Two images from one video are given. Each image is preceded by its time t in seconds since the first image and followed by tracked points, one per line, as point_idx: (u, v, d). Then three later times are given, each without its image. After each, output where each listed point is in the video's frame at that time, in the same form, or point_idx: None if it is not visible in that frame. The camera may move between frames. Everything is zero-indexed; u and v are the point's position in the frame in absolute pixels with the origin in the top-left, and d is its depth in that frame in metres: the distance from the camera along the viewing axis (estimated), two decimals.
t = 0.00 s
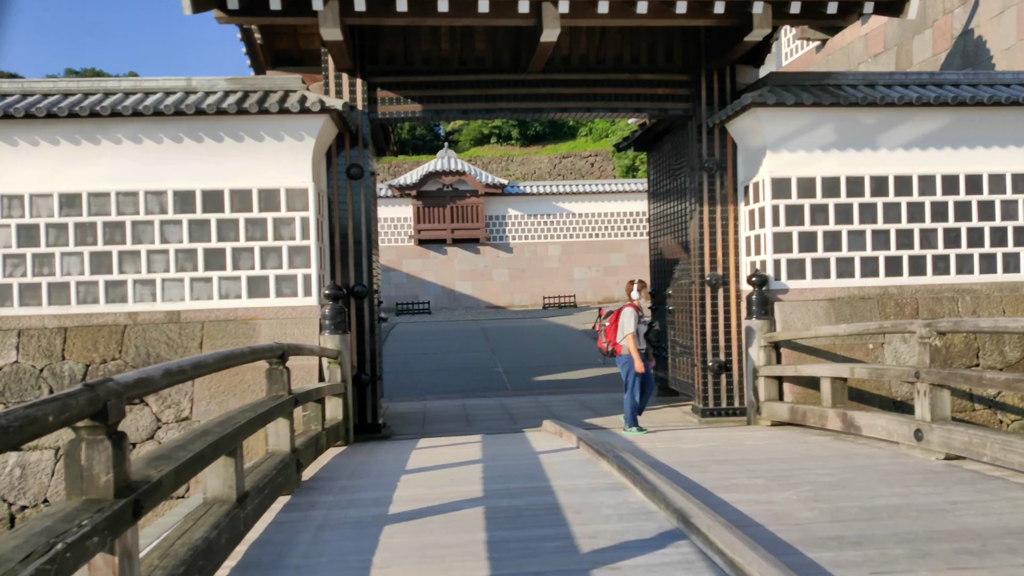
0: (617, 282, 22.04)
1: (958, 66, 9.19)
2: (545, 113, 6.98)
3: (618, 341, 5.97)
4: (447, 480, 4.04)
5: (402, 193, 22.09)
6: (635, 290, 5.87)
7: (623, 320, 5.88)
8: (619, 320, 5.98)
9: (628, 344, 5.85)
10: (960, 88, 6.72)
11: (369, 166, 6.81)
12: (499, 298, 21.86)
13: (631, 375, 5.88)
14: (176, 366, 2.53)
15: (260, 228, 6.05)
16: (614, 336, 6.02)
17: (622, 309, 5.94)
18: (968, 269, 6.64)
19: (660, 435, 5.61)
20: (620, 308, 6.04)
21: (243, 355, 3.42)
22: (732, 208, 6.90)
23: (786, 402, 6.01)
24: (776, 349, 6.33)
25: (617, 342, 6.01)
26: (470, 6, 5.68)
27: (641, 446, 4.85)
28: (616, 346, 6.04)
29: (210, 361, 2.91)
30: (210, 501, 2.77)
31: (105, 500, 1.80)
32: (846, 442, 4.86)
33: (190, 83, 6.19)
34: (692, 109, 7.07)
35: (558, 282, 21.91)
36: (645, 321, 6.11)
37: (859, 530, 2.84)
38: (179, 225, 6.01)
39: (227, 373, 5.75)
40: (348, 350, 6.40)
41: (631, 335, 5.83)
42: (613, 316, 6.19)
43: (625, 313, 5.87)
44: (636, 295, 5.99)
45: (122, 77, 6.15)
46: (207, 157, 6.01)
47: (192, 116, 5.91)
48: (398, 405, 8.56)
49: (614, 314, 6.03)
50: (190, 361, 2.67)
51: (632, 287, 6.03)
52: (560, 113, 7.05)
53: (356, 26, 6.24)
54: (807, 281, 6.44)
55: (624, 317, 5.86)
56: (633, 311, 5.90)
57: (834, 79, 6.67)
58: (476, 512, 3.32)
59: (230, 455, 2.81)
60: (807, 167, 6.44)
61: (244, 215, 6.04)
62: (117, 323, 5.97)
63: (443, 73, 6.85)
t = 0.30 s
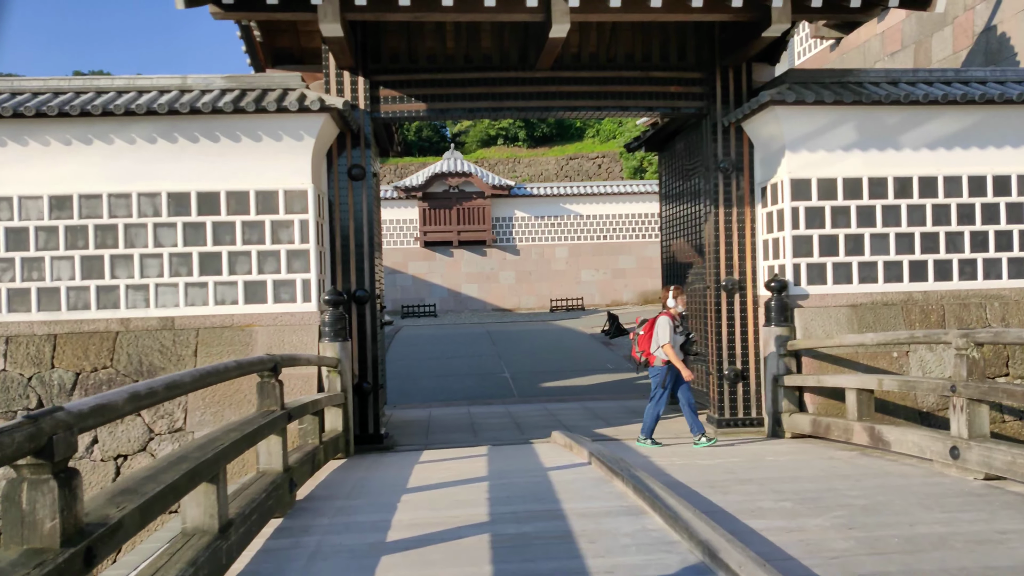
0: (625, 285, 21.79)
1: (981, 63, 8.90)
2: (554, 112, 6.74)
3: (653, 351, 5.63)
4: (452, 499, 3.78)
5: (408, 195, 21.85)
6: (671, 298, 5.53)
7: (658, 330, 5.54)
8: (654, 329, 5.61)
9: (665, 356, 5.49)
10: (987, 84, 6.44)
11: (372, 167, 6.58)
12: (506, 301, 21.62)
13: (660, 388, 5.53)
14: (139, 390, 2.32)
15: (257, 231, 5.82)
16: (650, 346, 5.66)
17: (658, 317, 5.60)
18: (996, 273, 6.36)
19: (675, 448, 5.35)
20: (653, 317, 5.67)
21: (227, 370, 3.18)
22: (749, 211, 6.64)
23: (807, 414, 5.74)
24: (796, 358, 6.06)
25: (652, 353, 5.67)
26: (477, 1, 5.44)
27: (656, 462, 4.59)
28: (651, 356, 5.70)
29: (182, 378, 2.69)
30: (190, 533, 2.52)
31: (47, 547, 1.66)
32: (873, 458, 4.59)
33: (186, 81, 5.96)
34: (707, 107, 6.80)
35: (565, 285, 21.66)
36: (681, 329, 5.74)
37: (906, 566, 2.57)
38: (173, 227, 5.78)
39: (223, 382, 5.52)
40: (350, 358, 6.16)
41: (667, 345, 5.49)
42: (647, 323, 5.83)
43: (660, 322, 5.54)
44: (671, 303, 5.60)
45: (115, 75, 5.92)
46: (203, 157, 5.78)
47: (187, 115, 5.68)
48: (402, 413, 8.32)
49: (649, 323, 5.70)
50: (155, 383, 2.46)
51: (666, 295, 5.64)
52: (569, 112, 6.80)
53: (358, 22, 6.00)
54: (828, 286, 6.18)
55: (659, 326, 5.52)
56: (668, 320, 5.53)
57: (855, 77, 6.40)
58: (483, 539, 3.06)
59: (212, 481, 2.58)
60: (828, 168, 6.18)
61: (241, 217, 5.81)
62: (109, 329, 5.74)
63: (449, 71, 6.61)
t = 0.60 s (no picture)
0: (635, 290, 21.52)
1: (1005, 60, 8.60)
2: (564, 110, 6.49)
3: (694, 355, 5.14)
4: (454, 518, 3.52)
5: (415, 199, 21.62)
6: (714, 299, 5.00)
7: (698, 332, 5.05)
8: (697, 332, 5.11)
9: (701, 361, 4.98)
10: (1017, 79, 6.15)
11: (374, 167, 6.34)
12: (514, 306, 21.37)
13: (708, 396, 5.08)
14: (87, 409, 2.16)
15: (255, 233, 5.59)
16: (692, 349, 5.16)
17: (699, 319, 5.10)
18: None
19: (691, 461, 5.08)
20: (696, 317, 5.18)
21: (203, 385, 2.98)
22: (767, 212, 6.37)
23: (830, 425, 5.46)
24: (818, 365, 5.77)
25: (693, 357, 5.17)
26: None
27: (673, 478, 4.32)
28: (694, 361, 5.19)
29: (144, 399, 2.52)
30: (165, 565, 2.28)
31: None
32: (905, 474, 4.30)
33: (181, 77, 5.74)
34: (723, 105, 6.54)
35: (574, 290, 21.39)
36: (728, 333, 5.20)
37: None
38: (167, 229, 5.55)
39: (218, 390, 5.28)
40: (351, 366, 5.91)
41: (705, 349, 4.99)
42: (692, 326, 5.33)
43: (701, 324, 5.04)
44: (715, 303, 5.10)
45: (108, 71, 5.71)
46: (199, 156, 5.55)
47: (181, 112, 5.45)
48: (407, 421, 8.07)
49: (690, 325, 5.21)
50: (109, 403, 2.31)
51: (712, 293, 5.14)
52: (580, 110, 6.55)
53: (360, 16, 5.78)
54: (851, 291, 5.90)
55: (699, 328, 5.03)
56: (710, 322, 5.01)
57: (878, 72, 6.14)
58: (487, 566, 2.79)
59: (188, 505, 2.33)
60: (851, 167, 5.91)
61: (238, 219, 5.58)
62: (101, 335, 5.52)
63: (454, 67, 6.37)
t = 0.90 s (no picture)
0: (643, 290, 21.25)
1: None
2: (572, 106, 6.23)
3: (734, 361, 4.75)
4: (455, 542, 3.28)
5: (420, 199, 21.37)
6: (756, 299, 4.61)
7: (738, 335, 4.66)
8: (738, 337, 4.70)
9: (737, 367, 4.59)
10: None
11: (375, 166, 6.10)
12: (521, 307, 21.12)
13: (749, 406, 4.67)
14: (24, 443, 1.87)
15: (250, 235, 5.35)
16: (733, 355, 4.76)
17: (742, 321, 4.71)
18: None
19: (707, 475, 4.82)
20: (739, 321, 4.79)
21: (176, 407, 2.72)
22: (785, 211, 6.10)
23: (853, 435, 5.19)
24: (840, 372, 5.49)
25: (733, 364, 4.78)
26: None
27: (690, 495, 4.05)
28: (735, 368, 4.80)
29: (100, 425, 2.22)
30: None
31: None
32: (937, 490, 4.04)
33: (172, 72, 5.51)
34: (738, 99, 6.28)
35: (582, 290, 21.13)
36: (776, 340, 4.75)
37: None
38: (158, 231, 5.32)
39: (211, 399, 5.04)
40: (350, 373, 5.67)
41: (743, 355, 4.59)
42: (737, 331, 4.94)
43: (742, 326, 4.64)
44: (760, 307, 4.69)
45: (97, 67, 5.48)
46: (191, 155, 5.31)
47: (172, 109, 5.22)
48: (411, 428, 7.83)
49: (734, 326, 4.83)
50: (54, 433, 2.01)
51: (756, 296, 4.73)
52: (588, 105, 6.29)
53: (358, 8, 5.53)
54: (873, 293, 5.63)
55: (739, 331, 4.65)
56: (753, 327, 4.60)
57: (901, 64, 5.86)
58: None
59: (155, 540, 2.07)
60: (873, 163, 5.63)
61: (232, 220, 5.34)
62: (90, 343, 5.29)
63: (457, 61, 6.13)
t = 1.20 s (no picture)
0: (650, 293, 20.99)
1: None
2: (576, 101, 5.99)
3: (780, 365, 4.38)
4: (450, 564, 3.04)
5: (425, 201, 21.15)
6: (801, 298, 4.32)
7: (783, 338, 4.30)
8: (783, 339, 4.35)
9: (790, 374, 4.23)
10: None
11: (372, 164, 5.88)
12: (527, 310, 20.89)
13: (797, 414, 4.26)
14: None
15: (240, 235, 5.12)
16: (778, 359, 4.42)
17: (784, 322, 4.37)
18: None
19: (720, 487, 4.56)
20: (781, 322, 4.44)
21: (137, 420, 2.46)
22: (799, 209, 5.85)
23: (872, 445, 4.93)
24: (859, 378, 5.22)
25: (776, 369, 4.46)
26: None
27: (701, 511, 3.80)
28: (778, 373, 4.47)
29: (33, 448, 1.92)
30: None
31: None
32: (967, 505, 3.78)
33: (160, 66, 5.29)
34: (750, 94, 6.03)
35: (588, 293, 20.89)
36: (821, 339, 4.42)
37: None
38: (145, 232, 5.10)
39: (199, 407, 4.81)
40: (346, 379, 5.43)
41: (795, 359, 4.23)
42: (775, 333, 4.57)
43: (788, 328, 4.29)
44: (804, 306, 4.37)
45: (82, 61, 5.27)
46: (179, 151, 5.08)
47: (158, 104, 4.99)
48: (411, 435, 7.60)
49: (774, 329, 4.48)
50: None
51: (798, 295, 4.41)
52: (594, 101, 6.05)
53: None
54: (893, 296, 5.37)
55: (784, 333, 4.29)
56: (798, 327, 4.26)
57: (921, 55, 5.60)
58: None
59: (103, 574, 1.89)
60: (892, 160, 5.37)
61: (222, 219, 5.12)
62: (74, 348, 5.07)
63: (458, 54, 5.90)
